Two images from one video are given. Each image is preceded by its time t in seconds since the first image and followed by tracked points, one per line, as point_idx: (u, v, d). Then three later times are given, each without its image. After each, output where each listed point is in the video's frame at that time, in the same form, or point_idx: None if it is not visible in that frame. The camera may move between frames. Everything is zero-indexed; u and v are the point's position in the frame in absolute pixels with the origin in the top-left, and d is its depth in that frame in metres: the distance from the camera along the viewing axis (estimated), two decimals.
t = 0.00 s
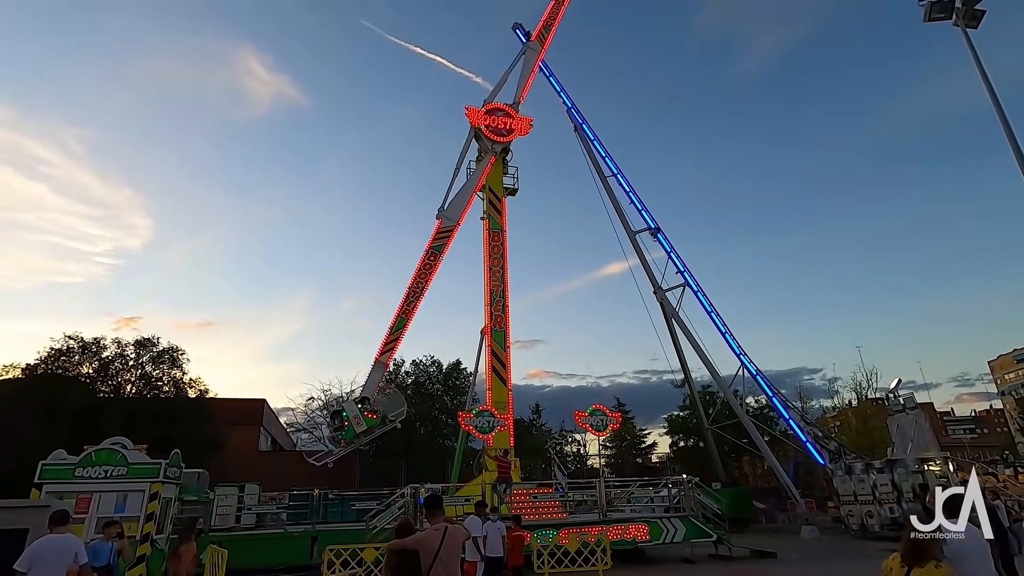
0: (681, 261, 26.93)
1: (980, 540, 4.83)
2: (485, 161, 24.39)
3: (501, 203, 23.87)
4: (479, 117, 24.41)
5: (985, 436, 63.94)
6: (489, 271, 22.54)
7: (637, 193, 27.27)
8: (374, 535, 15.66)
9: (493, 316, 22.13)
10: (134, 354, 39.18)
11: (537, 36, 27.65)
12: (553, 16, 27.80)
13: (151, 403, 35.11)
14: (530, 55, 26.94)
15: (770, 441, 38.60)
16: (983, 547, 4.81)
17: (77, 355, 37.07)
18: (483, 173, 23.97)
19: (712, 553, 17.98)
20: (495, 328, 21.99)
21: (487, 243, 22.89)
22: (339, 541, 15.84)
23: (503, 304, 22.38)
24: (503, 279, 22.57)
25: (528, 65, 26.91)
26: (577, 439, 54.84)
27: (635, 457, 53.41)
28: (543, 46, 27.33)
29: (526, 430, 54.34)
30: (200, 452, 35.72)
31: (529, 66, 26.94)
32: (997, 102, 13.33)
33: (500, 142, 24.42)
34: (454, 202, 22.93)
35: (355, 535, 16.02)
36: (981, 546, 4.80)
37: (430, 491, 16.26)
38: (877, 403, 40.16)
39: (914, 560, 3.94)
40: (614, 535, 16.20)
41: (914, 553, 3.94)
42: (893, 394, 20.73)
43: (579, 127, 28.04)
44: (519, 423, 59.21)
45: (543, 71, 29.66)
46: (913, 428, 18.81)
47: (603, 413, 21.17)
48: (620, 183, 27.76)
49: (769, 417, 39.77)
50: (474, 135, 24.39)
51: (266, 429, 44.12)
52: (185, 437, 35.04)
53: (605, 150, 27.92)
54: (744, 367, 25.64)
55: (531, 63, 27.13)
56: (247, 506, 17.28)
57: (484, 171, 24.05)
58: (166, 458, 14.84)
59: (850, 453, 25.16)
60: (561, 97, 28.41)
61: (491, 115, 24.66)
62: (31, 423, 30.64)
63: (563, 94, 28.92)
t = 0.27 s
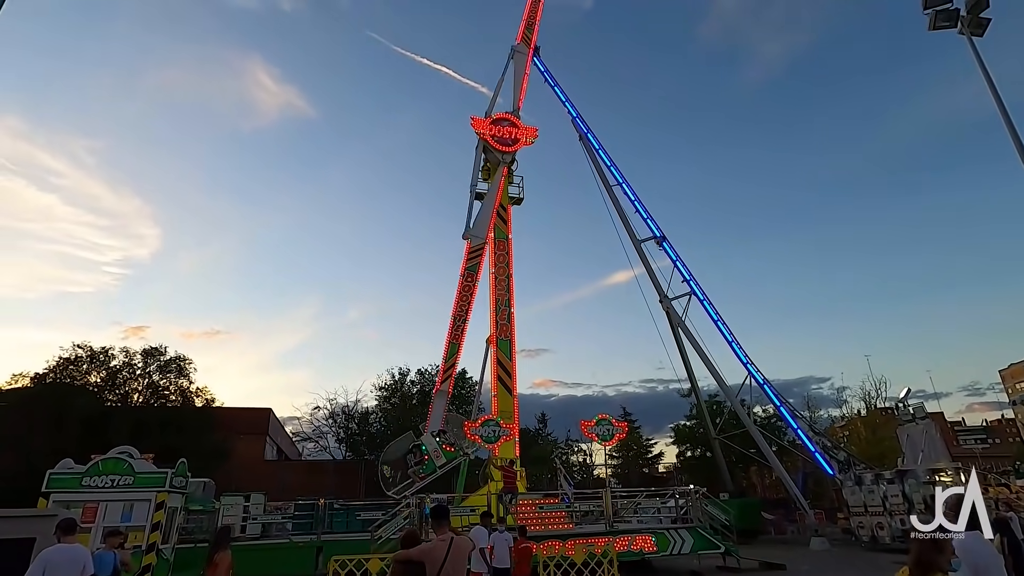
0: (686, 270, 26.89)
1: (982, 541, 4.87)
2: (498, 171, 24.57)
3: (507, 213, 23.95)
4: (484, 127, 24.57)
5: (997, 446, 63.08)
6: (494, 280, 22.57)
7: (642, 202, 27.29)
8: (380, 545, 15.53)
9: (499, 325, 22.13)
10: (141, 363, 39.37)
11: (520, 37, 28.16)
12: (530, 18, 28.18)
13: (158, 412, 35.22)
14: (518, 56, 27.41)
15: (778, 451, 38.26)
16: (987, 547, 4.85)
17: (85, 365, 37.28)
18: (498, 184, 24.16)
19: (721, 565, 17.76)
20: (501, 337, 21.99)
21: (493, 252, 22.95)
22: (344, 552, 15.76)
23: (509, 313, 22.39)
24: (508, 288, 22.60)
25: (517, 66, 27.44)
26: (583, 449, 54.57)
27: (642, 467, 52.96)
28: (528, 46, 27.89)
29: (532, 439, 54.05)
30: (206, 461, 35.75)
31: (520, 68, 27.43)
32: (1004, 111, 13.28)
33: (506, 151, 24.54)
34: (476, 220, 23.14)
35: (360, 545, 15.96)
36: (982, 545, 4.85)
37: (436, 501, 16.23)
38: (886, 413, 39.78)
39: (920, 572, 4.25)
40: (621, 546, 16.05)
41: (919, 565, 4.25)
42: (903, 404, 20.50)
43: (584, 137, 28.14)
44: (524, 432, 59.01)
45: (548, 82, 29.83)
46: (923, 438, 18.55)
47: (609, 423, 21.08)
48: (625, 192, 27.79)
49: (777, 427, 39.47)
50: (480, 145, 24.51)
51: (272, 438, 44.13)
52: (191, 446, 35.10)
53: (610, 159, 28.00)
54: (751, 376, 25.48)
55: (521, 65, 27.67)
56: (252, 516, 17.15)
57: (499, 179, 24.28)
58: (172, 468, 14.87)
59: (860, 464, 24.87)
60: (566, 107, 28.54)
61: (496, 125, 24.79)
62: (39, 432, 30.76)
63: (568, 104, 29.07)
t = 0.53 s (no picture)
0: (689, 279, 26.85)
1: (986, 551, 5.04)
2: (508, 183, 24.68)
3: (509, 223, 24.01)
4: (488, 138, 24.70)
5: (1005, 456, 62.44)
6: (497, 290, 22.59)
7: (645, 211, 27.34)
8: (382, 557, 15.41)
9: (502, 335, 22.13)
10: (144, 373, 39.43)
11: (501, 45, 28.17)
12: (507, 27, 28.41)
13: (161, 423, 35.20)
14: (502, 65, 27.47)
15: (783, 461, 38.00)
16: (990, 557, 5.02)
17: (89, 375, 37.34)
18: (510, 196, 24.34)
19: None
20: (504, 347, 21.97)
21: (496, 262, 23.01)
22: (346, 563, 15.67)
23: (511, 323, 22.37)
24: (511, 297, 22.61)
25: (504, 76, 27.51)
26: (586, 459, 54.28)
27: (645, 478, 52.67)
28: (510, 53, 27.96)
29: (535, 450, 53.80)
30: (208, 472, 35.67)
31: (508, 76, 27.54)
32: (1005, 120, 13.31)
33: (509, 162, 24.68)
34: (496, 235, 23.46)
35: (362, 556, 15.87)
36: (985, 555, 5.03)
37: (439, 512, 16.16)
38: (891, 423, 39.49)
39: None
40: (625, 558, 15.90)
41: None
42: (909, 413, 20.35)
43: (586, 147, 28.26)
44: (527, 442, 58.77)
45: (550, 92, 30.01)
46: (930, 448, 18.39)
47: (612, 433, 20.99)
48: (628, 202, 27.84)
49: (781, 437, 39.27)
50: (482, 155, 24.65)
51: (274, 448, 44.02)
52: (193, 456, 35.05)
53: (612, 169, 28.10)
54: (755, 386, 25.36)
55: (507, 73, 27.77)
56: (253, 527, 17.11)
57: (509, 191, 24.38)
58: (175, 478, 14.85)
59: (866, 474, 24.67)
60: (568, 118, 28.69)
61: (499, 136, 24.93)
62: (42, 443, 30.73)
63: (570, 115, 29.19)
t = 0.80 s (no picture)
0: (693, 285, 26.77)
1: (998, 558, 5.03)
2: (518, 190, 24.78)
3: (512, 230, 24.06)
4: (491, 146, 24.78)
5: (1015, 463, 61.74)
6: (501, 297, 22.60)
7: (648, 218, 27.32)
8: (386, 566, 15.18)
9: (505, 342, 22.10)
10: (149, 382, 39.52)
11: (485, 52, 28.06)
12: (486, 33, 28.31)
13: (165, 431, 35.24)
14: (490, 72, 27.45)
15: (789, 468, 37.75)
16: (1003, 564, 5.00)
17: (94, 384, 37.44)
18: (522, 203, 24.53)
19: None
20: (508, 354, 21.95)
21: (500, 269, 23.05)
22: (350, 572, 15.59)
23: (515, 330, 22.35)
24: (515, 304, 22.62)
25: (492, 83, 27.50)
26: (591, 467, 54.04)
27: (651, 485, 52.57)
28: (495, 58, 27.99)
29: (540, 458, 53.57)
30: (213, 481, 35.65)
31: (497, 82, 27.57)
32: (1009, 124, 13.28)
33: (512, 170, 24.74)
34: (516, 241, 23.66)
35: (366, 565, 15.80)
36: (998, 561, 5.01)
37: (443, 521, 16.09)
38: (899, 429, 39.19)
39: None
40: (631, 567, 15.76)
41: None
42: (916, 419, 20.16)
43: (589, 154, 28.32)
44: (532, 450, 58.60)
45: (552, 100, 30.12)
46: (939, 455, 18.25)
47: (617, 440, 20.90)
48: (631, 209, 27.83)
49: (787, 444, 39.08)
50: (485, 163, 24.71)
51: (279, 457, 44.00)
52: (198, 465, 35.06)
53: (615, 176, 28.11)
54: (760, 393, 25.22)
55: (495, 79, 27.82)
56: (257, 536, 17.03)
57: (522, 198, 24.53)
58: (179, 487, 14.85)
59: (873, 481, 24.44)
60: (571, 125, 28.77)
61: (502, 144, 25.01)
62: (47, 452, 30.76)
63: (572, 122, 29.26)
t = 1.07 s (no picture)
0: (697, 290, 26.70)
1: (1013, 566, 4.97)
2: (529, 194, 24.99)
3: (516, 236, 24.10)
4: (495, 153, 24.85)
5: None
6: (505, 303, 22.58)
7: (652, 224, 27.29)
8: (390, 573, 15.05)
9: (510, 348, 22.08)
10: (155, 389, 39.64)
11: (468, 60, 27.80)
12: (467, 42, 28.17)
13: (170, 439, 35.28)
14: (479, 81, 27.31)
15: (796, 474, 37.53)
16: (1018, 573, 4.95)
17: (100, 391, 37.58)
18: (536, 206, 24.74)
19: None
20: (512, 360, 21.92)
21: (504, 274, 23.05)
22: None
23: (520, 336, 22.36)
24: (519, 310, 22.62)
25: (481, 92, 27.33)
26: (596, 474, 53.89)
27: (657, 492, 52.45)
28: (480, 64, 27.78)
29: (544, 464, 53.36)
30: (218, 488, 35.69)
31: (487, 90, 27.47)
32: (1014, 129, 13.24)
33: (516, 176, 24.79)
34: (537, 248, 24.04)
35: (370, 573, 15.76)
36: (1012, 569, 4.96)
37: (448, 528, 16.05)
38: (906, 434, 38.92)
39: None
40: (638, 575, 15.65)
41: None
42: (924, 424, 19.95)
43: (593, 160, 28.36)
44: (536, 456, 58.46)
45: (556, 106, 30.20)
46: (947, 461, 18.11)
47: (622, 447, 20.80)
48: (634, 214, 27.82)
49: (794, 450, 38.89)
50: (489, 170, 24.78)
51: (283, 464, 44.01)
52: (203, 471, 35.14)
53: (619, 181, 28.10)
54: (766, 398, 25.09)
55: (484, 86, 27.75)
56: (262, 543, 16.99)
57: (535, 202, 24.72)
58: (185, 494, 14.86)
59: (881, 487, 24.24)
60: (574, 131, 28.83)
61: (506, 150, 25.07)
62: (53, 460, 30.84)
63: (576, 128, 29.32)
